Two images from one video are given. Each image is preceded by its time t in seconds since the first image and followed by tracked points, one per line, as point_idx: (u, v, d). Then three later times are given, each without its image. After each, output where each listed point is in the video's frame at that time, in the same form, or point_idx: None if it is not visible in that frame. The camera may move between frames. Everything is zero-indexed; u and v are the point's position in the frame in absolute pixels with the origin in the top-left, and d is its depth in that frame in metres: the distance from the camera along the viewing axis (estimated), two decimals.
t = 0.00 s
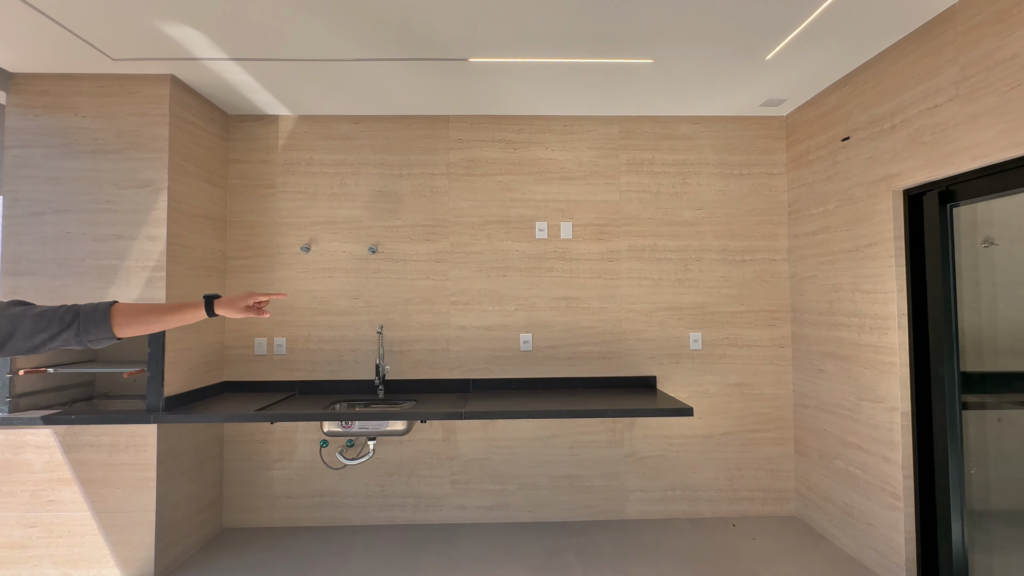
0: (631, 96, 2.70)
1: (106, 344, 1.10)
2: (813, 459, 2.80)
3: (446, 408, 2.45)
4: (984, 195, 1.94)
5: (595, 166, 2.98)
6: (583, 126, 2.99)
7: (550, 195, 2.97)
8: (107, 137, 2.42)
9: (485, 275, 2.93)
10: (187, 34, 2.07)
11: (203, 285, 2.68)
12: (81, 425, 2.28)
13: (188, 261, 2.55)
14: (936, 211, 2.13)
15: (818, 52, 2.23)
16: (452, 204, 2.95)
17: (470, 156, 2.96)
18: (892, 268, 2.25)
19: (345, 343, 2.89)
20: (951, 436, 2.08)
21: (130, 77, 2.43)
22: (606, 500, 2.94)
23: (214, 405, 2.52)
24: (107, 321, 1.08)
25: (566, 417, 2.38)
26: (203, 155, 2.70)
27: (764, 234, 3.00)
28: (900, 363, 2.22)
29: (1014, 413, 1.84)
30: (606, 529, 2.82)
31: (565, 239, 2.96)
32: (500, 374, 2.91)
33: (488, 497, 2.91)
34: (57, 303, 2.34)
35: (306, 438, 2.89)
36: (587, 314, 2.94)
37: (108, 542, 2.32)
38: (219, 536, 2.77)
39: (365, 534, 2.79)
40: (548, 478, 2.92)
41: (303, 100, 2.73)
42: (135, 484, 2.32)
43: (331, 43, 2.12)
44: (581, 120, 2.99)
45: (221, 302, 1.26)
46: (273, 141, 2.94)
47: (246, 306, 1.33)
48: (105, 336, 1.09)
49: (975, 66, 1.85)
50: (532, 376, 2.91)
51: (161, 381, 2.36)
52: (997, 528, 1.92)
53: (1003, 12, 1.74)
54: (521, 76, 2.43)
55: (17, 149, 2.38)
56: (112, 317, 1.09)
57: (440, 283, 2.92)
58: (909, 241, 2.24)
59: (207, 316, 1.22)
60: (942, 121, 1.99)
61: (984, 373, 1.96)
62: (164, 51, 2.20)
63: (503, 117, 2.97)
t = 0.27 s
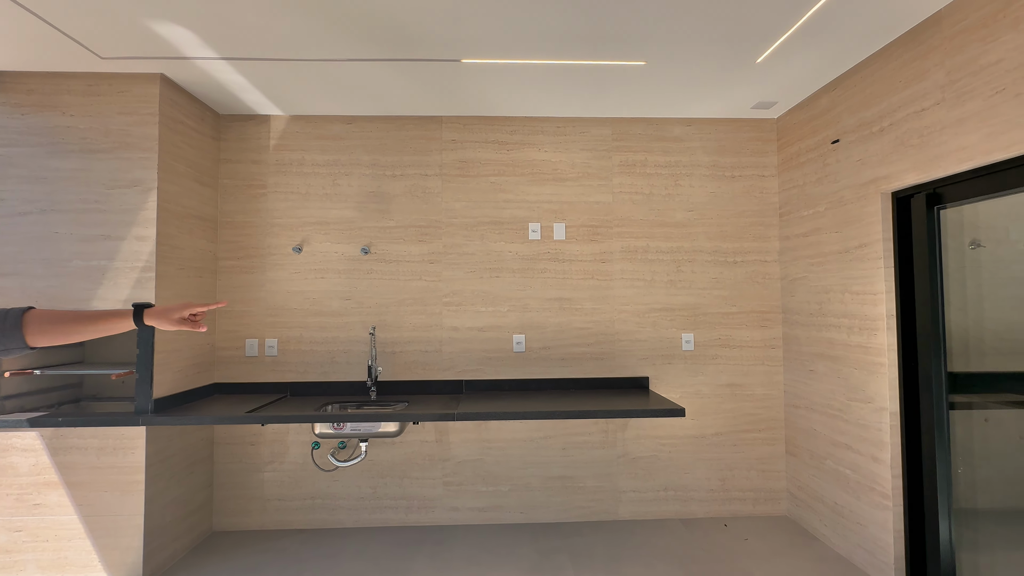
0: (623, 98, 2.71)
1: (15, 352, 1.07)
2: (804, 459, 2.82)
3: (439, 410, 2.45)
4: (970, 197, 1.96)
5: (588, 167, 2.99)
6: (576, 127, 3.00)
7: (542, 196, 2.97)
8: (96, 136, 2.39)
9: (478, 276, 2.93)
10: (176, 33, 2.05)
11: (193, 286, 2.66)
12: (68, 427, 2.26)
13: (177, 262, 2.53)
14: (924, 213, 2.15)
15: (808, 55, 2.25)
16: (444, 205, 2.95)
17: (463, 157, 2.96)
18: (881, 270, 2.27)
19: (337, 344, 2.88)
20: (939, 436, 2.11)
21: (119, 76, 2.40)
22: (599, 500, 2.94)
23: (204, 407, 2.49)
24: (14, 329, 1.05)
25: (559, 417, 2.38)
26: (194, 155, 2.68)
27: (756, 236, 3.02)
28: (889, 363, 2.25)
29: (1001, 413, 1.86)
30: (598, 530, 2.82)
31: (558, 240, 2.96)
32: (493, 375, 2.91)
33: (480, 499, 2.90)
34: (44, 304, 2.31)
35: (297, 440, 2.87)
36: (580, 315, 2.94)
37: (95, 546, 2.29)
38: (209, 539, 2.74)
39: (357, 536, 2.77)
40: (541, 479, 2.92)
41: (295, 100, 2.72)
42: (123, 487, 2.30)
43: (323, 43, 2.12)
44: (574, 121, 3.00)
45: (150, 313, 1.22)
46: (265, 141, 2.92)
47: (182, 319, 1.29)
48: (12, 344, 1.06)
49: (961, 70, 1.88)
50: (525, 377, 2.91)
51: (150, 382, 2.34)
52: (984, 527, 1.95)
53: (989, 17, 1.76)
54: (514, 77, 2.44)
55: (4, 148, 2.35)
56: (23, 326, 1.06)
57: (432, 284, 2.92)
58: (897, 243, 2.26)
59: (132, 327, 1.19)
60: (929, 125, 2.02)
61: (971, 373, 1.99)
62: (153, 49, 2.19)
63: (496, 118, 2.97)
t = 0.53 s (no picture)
0: (621, 99, 2.71)
1: None
2: (803, 460, 2.81)
3: (436, 411, 2.44)
4: (969, 198, 1.96)
5: (587, 167, 2.98)
6: (575, 127, 2.99)
7: (541, 196, 2.96)
8: (92, 136, 2.38)
9: (476, 277, 2.92)
10: (172, 31, 2.04)
11: (190, 286, 2.64)
12: (63, 429, 2.24)
13: (174, 262, 2.51)
14: (923, 213, 2.15)
15: (807, 55, 2.25)
16: (443, 205, 2.93)
17: (462, 157, 2.95)
18: (881, 270, 2.26)
19: (335, 345, 2.86)
20: (939, 437, 2.10)
21: (115, 75, 2.39)
22: (598, 502, 2.93)
23: (200, 408, 2.48)
24: None
25: (557, 418, 2.37)
26: (191, 155, 2.67)
27: (755, 236, 3.01)
28: (888, 364, 2.24)
29: (1000, 414, 1.86)
30: (597, 532, 2.81)
31: (557, 240, 2.95)
32: (492, 376, 2.90)
33: (479, 500, 2.89)
34: (39, 304, 2.29)
35: (295, 441, 2.85)
36: (578, 315, 2.93)
37: (90, 549, 2.27)
38: (206, 541, 2.72)
39: (355, 538, 2.76)
40: (539, 480, 2.91)
41: (293, 99, 2.70)
42: (119, 489, 2.28)
43: (320, 42, 2.11)
44: (573, 121, 2.99)
45: (110, 317, 1.29)
46: (263, 141, 2.91)
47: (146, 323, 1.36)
48: None
49: (960, 70, 1.88)
50: (524, 378, 2.90)
51: (146, 383, 2.33)
52: (983, 528, 1.94)
53: (987, 17, 1.76)
54: (512, 77, 2.43)
55: None
56: None
57: (431, 284, 2.91)
58: (896, 243, 2.26)
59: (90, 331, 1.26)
60: (928, 125, 2.02)
61: (970, 374, 1.99)
62: (150, 48, 2.17)
63: (495, 118, 2.96)
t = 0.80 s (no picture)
0: (621, 99, 2.70)
1: None
2: (805, 461, 2.80)
3: (436, 411, 2.43)
4: (971, 198, 1.95)
5: (587, 167, 2.98)
6: (575, 127, 2.98)
7: (541, 196, 2.96)
8: (92, 135, 2.37)
9: (476, 277, 2.91)
10: (172, 31, 2.04)
11: (189, 286, 2.64)
12: (62, 429, 2.23)
13: (173, 262, 2.51)
14: (924, 213, 2.14)
15: (808, 54, 2.24)
16: (443, 205, 2.93)
17: (462, 157, 2.95)
18: (882, 270, 2.26)
19: (335, 345, 2.86)
20: (941, 438, 2.09)
21: (115, 75, 2.39)
22: (599, 503, 2.92)
23: (199, 408, 2.47)
24: None
25: (557, 419, 2.37)
26: (191, 155, 2.66)
27: (756, 236, 3.01)
28: (889, 364, 2.23)
29: (1002, 415, 1.85)
30: (597, 533, 2.80)
31: (557, 240, 2.95)
32: (492, 376, 2.89)
33: (479, 501, 2.88)
34: (38, 304, 2.29)
35: (294, 441, 2.84)
36: (578, 315, 2.93)
37: (89, 549, 2.26)
38: (205, 541, 2.72)
39: (354, 538, 2.75)
40: (539, 481, 2.90)
41: (292, 99, 2.70)
42: (118, 489, 2.27)
43: (320, 41, 2.10)
44: (574, 121, 2.98)
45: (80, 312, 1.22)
46: (262, 141, 2.91)
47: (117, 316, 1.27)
48: None
49: (962, 70, 1.87)
50: (524, 378, 2.90)
51: (145, 383, 2.32)
52: (985, 530, 1.93)
53: (990, 16, 1.75)
54: (512, 77, 2.43)
55: None
56: None
57: (431, 285, 2.90)
58: (897, 243, 2.25)
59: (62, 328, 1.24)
60: (930, 125, 2.01)
61: (972, 375, 1.98)
62: (149, 48, 2.17)
63: (495, 118, 2.96)
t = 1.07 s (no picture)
0: (616, 101, 2.72)
1: None
2: (797, 460, 2.83)
3: (432, 412, 2.43)
4: (960, 200, 1.98)
5: (582, 169, 2.99)
6: (570, 129, 3.00)
7: (537, 198, 2.97)
8: (85, 135, 2.36)
9: (472, 278, 2.92)
10: (167, 31, 2.03)
11: (183, 287, 2.63)
12: (54, 431, 2.22)
13: (167, 263, 2.50)
14: (914, 216, 2.17)
15: (800, 58, 2.27)
16: (439, 206, 2.93)
17: (457, 158, 2.95)
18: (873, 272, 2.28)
19: (330, 346, 2.85)
20: (930, 438, 2.12)
21: (108, 74, 2.37)
22: (593, 503, 2.93)
23: (193, 409, 2.46)
24: None
25: (552, 419, 2.37)
26: (185, 155, 2.65)
27: (749, 238, 3.03)
28: (880, 365, 2.26)
29: (990, 414, 1.88)
30: (591, 533, 2.82)
31: (552, 242, 2.96)
32: (488, 377, 2.90)
33: (474, 502, 2.89)
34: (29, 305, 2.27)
35: (289, 443, 2.84)
36: (573, 316, 2.94)
37: (81, 552, 2.25)
38: (199, 543, 2.70)
39: (349, 540, 2.75)
40: (534, 481, 2.91)
41: (287, 100, 2.70)
42: (110, 491, 2.26)
43: (316, 42, 2.10)
44: (569, 123, 3.00)
45: (58, 305, 1.31)
46: (257, 141, 2.90)
47: (96, 307, 1.37)
48: None
49: (951, 74, 1.90)
50: (519, 379, 2.90)
51: (139, 385, 2.31)
52: (974, 528, 1.96)
53: (979, 22, 1.78)
54: (507, 79, 2.44)
55: None
56: None
57: (426, 285, 2.90)
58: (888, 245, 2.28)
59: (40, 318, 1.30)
60: (920, 128, 2.03)
61: (961, 375, 2.01)
62: (143, 48, 2.16)
63: (490, 119, 2.97)
